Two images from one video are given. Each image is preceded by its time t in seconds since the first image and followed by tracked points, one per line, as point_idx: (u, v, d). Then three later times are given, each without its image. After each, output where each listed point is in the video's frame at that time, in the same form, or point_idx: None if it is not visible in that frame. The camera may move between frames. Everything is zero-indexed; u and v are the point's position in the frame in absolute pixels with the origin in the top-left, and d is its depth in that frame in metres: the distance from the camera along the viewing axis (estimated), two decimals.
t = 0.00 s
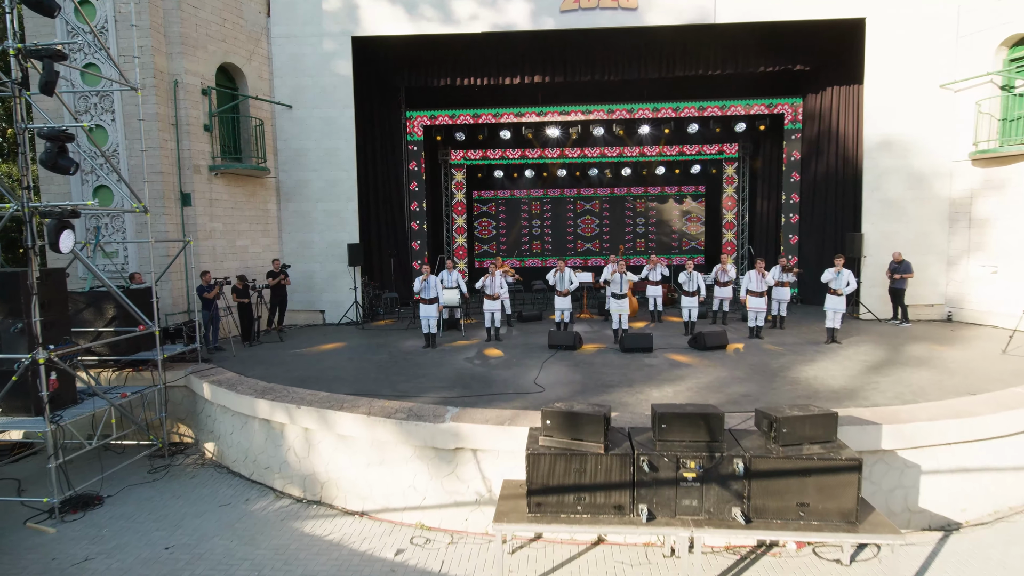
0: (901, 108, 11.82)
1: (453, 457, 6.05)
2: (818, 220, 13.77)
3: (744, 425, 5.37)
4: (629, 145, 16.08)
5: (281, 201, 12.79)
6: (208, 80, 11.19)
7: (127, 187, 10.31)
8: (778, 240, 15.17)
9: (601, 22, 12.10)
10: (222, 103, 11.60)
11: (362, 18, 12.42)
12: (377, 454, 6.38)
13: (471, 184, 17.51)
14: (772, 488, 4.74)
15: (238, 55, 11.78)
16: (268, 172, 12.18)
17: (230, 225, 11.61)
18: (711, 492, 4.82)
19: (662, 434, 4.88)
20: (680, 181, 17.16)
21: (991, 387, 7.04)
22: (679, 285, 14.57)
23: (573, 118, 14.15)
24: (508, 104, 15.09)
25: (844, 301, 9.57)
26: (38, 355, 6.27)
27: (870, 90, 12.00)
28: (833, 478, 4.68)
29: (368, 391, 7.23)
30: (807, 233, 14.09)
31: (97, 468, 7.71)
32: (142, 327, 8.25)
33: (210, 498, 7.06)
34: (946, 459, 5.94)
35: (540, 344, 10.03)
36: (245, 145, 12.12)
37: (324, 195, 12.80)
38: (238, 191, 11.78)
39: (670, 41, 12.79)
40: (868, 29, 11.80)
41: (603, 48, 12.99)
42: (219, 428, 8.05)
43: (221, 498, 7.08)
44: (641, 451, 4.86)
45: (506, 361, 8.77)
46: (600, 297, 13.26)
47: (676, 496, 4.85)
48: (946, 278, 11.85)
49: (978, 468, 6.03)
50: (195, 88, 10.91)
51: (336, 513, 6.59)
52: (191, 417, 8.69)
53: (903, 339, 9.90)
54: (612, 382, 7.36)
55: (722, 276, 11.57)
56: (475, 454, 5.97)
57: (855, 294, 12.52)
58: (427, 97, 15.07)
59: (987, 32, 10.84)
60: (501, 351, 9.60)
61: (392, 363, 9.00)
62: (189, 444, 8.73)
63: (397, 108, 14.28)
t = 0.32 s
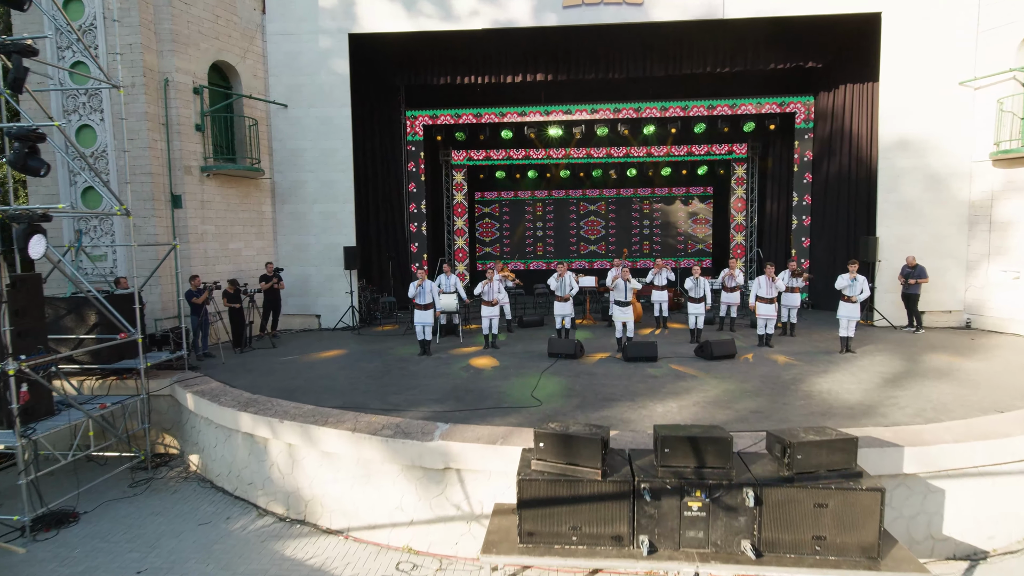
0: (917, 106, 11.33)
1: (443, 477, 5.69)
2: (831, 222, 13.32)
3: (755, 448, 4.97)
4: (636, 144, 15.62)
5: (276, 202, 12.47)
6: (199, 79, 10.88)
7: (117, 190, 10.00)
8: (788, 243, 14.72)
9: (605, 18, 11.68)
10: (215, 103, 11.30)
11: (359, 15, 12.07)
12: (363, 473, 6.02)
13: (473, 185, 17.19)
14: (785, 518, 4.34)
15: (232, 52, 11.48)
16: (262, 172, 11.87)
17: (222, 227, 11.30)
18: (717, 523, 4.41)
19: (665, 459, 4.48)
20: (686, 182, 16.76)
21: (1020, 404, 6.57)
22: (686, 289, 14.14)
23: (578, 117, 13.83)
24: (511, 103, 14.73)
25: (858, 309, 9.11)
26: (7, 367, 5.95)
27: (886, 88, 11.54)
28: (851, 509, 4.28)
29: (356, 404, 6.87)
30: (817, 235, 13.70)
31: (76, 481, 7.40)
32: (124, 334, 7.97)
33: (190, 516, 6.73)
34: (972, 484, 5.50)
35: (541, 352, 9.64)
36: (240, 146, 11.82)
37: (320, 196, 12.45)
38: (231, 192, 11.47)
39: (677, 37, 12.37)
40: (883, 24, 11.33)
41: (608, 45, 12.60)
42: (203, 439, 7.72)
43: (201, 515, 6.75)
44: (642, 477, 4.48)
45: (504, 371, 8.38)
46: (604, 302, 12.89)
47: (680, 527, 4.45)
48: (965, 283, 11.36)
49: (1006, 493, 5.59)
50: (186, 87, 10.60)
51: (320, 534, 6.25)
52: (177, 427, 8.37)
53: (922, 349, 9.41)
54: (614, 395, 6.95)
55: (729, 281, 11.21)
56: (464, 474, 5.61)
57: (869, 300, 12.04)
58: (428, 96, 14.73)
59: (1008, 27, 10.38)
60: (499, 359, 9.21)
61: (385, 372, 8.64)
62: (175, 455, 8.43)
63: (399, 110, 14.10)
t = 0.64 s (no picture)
0: (926, 105, 10.94)
1: (427, 501, 5.32)
2: (835, 224, 12.98)
3: (762, 474, 4.61)
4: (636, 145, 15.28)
5: (264, 204, 12.09)
6: (183, 77, 10.51)
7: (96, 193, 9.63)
8: (791, 246, 14.36)
9: (603, 14, 11.31)
10: (200, 102, 10.93)
11: (349, 12, 11.71)
12: (343, 495, 5.65)
13: (468, 186, 16.83)
14: (794, 553, 3.98)
15: (217, 50, 11.11)
16: (249, 174, 11.49)
17: (207, 231, 10.93)
18: (721, 559, 4.04)
19: (664, 489, 4.11)
20: (687, 183, 16.38)
21: None
22: (686, 293, 13.77)
23: (576, 117, 13.43)
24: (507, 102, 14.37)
25: (865, 317, 8.73)
26: None
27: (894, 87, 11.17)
28: (868, 543, 3.91)
29: (337, 420, 6.50)
30: (821, 238, 13.34)
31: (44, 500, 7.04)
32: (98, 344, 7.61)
33: (162, 539, 6.37)
34: (994, 509, 5.13)
35: (536, 361, 9.25)
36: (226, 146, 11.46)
37: (309, 199, 12.07)
38: (216, 195, 11.10)
39: (677, 35, 12.00)
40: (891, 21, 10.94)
41: (606, 42, 12.23)
42: (179, 455, 7.35)
43: (174, 538, 6.38)
44: (639, 508, 4.11)
45: (497, 382, 7.99)
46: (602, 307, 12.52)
47: (679, 562, 4.07)
48: (974, 289, 11.00)
49: None
50: (169, 85, 10.24)
51: (298, 559, 5.88)
52: (154, 441, 8.01)
53: (933, 358, 9.03)
54: (611, 411, 6.56)
55: (729, 286, 10.81)
56: (450, 499, 5.24)
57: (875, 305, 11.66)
58: (422, 96, 14.37)
59: (1020, 23, 10.02)
60: (492, 369, 8.82)
61: (372, 383, 8.24)
62: (152, 470, 8.06)
63: (392, 111, 13.76)
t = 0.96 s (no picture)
0: (927, 106, 10.66)
1: (405, 528, 4.96)
2: (834, 227, 12.69)
3: (765, 502, 4.28)
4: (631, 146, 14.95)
5: (246, 207, 11.67)
6: (159, 74, 10.08)
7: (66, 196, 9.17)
8: (787, 250, 14.06)
9: (597, 11, 10.96)
10: (178, 100, 10.52)
11: (334, 7, 11.31)
12: (316, 521, 5.26)
13: (459, 188, 16.45)
14: None
15: (195, 46, 10.69)
16: (229, 175, 11.07)
17: (185, 234, 10.51)
18: None
19: (659, 522, 3.76)
20: (681, 185, 16.04)
21: None
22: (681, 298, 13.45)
23: (571, 117, 13.03)
24: (498, 101, 14.00)
25: (865, 324, 8.39)
26: None
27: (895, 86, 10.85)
28: None
29: (311, 437, 6.11)
30: (819, 241, 13.04)
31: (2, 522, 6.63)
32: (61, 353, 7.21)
33: (124, 565, 5.97)
34: (1009, 535, 4.81)
35: (526, 371, 8.89)
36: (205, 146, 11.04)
37: (292, 201, 11.65)
38: (194, 196, 10.68)
39: (673, 32, 11.66)
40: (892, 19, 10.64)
41: (601, 40, 11.88)
42: (146, 472, 6.94)
43: (137, 564, 5.98)
44: (632, 544, 3.76)
45: (484, 394, 7.62)
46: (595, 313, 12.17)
47: None
48: (976, 294, 10.72)
49: None
50: (144, 83, 9.82)
51: None
52: (122, 457, 7.60)
53: (937, 368, 8.71)
54: (602, 428, 6.20)
55: (723, 291, 10.51)
56: (430, 525, 4.87)
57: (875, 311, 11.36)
58: (411, 95, 13.97)
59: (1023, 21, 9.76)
60: (479, 379, 8.44)
61: (354, 395, 7.85)
62: (121, 488, 7.66)
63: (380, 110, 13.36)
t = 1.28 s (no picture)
0: (928, 107, 10.40)
1: (382, 559, 4.59)
2: (831, 231, 12.42)
3: (770, 535, 3.95)
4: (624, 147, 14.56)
5: (226, 208, 11.25)
6: (133, 70, 9.66)
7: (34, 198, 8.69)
8: (783, 254, 13.80)
9: (591, 7, 10.62)
10: (154, 97, 10.09)
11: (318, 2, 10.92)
12: (287, 550, 4.88)
13: (449, 189, 16.09)
14: None
15: (173, 42, 10.27)
16: (209, 176, 10.66)
17: (162, 237, 10.09)
18: None
19: (656, 562, 3.41)
20: (676, 187, 15.75)
21: None
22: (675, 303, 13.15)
23: (565, 118, 12.74)
24: (489, 101, 13.64)
25: (866, 334, 8.03)
26: None
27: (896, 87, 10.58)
28: None
29: (284, 457, 5.74)
30: (816, 245, 12.71)
31: None
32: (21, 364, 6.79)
33: None
34: None
35: (516, 381, 8.53)
36: (184, 145, 10.63)
37: (275, 203, 11.25)
38: (172, 198, 10.25)
39: (668, 30, 11.35)
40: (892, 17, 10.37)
41: (594, 38, 11.54)
42: (111, 491, 6.53)
43: None
44: None
45: (471, 407, 7.26)
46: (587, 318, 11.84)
47: None
48: (978, 300, 10.47)
49: None
50: (117, 79, 9.39)
51: None
52: (88, 474, 7.18)
53: (941, 378, 8.43)
54: (594, 446, 5.85)
55: (719, 297, 10.20)
56: (408, 556, 4.50)
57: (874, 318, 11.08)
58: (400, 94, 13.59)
59: None
60: (466, 390, 8.09)
61: (334, 407, 7.47)
62: (87, 506, 7.25)
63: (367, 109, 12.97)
